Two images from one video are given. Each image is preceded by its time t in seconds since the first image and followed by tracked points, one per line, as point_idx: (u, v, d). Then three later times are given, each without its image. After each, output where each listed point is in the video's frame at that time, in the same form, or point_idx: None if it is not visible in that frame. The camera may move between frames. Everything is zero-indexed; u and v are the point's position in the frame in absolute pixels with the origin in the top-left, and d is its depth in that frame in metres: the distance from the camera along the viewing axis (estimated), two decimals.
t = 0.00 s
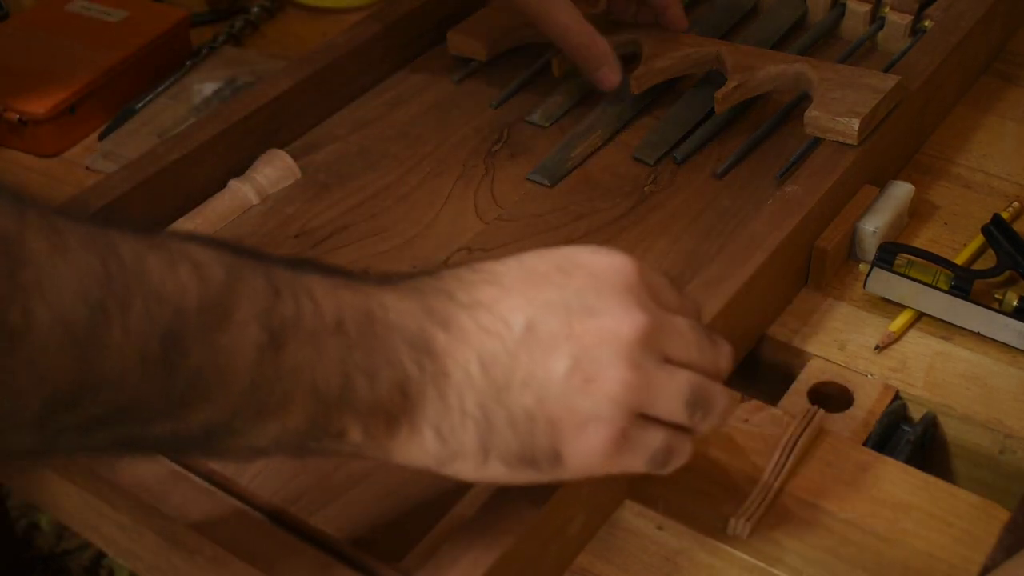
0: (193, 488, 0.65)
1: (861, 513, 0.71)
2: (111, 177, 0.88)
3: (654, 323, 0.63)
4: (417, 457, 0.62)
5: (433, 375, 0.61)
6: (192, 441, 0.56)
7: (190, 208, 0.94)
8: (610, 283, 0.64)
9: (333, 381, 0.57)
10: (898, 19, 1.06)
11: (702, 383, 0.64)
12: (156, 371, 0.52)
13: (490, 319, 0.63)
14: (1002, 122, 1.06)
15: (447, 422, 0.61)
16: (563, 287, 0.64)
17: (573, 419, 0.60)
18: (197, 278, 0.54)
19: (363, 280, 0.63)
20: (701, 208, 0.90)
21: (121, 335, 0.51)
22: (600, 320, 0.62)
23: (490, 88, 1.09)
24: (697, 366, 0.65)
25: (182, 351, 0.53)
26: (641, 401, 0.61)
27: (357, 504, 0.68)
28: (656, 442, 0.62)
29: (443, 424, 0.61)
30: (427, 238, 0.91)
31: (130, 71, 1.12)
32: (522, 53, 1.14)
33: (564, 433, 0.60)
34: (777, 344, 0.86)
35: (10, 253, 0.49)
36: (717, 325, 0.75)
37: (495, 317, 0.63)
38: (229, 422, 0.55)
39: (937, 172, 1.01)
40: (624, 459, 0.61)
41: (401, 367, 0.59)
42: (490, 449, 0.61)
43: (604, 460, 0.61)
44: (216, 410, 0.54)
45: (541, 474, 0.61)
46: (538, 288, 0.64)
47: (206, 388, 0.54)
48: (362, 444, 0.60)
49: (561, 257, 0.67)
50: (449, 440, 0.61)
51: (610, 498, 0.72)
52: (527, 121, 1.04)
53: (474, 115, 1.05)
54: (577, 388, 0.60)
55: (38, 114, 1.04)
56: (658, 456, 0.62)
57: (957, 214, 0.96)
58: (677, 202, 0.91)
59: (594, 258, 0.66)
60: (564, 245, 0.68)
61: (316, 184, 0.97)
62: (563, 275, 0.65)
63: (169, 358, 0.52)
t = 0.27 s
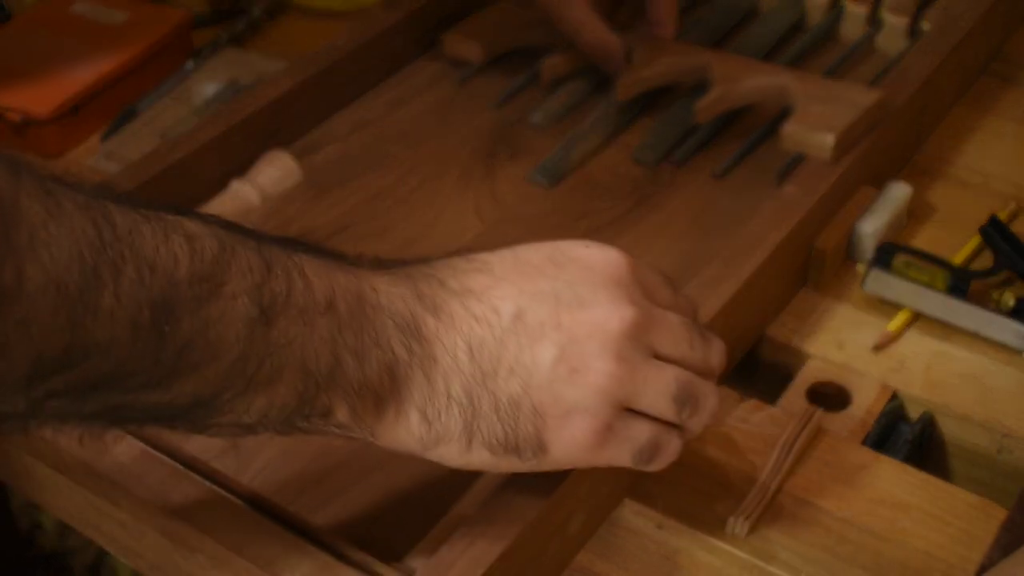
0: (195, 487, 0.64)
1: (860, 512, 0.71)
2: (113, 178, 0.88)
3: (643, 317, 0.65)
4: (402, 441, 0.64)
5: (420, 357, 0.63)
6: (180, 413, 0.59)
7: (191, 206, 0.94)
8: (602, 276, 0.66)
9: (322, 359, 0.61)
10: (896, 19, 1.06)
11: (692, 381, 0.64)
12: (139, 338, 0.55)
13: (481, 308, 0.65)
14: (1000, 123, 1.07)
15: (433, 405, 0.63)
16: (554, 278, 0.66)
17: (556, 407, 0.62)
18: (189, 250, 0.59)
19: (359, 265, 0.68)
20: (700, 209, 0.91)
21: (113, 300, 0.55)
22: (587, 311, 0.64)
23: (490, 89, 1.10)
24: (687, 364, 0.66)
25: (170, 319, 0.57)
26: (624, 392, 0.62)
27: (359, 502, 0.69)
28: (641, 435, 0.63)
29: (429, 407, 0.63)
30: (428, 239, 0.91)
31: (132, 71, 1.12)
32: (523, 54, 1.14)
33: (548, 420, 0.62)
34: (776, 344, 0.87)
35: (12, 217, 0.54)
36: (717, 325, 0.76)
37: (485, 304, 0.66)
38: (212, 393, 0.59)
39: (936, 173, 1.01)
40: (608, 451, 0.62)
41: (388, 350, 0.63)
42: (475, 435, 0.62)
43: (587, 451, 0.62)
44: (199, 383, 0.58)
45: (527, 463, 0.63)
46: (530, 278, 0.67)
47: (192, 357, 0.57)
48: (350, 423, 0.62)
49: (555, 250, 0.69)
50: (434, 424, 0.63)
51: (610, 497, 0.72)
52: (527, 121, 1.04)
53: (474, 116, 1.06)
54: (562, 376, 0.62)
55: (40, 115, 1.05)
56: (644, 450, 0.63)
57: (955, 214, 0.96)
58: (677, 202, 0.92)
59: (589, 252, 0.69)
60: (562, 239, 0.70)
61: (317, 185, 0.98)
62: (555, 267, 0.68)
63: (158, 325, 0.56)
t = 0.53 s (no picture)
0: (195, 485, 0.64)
1: (860, 513, 0.71)
2: (112, 178, 0.88)
3: (590, 285, 0.60)
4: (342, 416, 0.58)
5: (344, 340, 0.57)
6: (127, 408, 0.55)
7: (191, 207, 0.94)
8: (546, 243, 0.62)
9: (249, 338, 0.54)
10: (897, 19, 1.06)
11: (641, 342, 0.60)
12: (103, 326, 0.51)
13: (424, 283, 0.60)
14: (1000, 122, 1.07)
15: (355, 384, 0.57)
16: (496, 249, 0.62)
17: (497, 385, 0.58)
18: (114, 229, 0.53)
19: (282, 239, 0.59)
20: (700, 208, 0.90)
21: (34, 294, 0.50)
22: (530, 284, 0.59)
23: (490, 88, 1.09)
24: (641, 329, 0.61)
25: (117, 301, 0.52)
26: (570, 358, 0.58)
27: (359, 502, 0.69)
28: (589, 400, 0.59)
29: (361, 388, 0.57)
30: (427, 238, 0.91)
31: (131, 71, 1.12)
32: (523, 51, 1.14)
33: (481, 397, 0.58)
34: (776, 344, 0.86)
35: None
36: (717, 325, 0.75)
37: (422, 280, 0.60)
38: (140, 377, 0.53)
39: (937, 173, 1.01)
40: (555, 421, 0.59)
41: (316, 328, 0.56)
42: (410, 413, 0.58)
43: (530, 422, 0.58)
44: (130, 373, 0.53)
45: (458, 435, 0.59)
46: (471, 252, 0.61)
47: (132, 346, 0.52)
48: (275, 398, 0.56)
49: (508, 225, 0.63)
50: (371, 399, 0.57)
51: (610, 497, 0.72)
52: (528, 120, 1.04)
53: (474, 115, 1.06)
54: (501, 350, 0.58)
55: (39, 114, 1.04)
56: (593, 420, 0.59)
57: (956, 214, 0.96)
58: (677, 202, 0.92)
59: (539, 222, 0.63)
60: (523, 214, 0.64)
61: (316, 185, 0.98)
62: (499, 240, 0.62)
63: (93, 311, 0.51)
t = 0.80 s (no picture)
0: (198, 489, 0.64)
1: (860, 513, 0.71)
2: (112, 178, 0.88)
3: (341, 298, 0.58)
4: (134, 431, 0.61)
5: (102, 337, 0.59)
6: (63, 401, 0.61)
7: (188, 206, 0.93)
8: (301, 250, 0.59)
9: None
10: (897, 19, 1.08)
11: (401, 359, 0.58)
12: None
13: (202, 289, 0.60)
14: (1000, 122, 1.07)
15: (160, 406, 0.59)
16: (246, 252, 0.60)
17: (179, 392, 0.58)
18: None
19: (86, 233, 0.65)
20: (700, 209, 0.91)
21: None
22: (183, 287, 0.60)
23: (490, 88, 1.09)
24: (406, 341, 0.59)
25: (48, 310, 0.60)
26: (255, 387, 0.58)
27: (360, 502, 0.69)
28: (340, 414, 0.59)
29: (107, 394, 0.59)
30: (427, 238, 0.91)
31: (131, 71, 1.12)
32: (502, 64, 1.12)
33: (219, 405, 0.58)
34: (776, 344, 0.86)
35: None
36: (717, 325, 0.75)
37: (212, 281, 0.60)
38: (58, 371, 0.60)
39: (937, 173, 1.01)
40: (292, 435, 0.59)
41: (59, 335, 0.60)
42: (149, 417, 0.59)
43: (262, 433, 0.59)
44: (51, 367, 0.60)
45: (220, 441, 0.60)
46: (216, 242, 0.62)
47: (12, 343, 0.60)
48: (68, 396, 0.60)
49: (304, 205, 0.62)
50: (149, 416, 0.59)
51: (610, 497, 0.72)
52: (528, 121, 1.04)
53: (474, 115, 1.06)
54: (220, 362, 0.58)
55: (39, 114, 1.05)
56: (295, 424, 0.59)
57: (956, 214, 0.96)
58: (677, 203, 0.92)
59: (295, 221, 0.61)
60: (295, 201, 0.63)
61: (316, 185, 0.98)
62: (250, 241, 0.61)
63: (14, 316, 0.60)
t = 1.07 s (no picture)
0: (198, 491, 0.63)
1: (860, 513, 0.71)
2: (112, 178, 0.88)
3: (185, 373, 0.54)
4: None
5: None
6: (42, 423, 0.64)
7: (189, 208, 0.93)
8: (151, 320, 0.55)
9: None
10: (897, 20, 1.08)
11: (250, 436, 0.54)
12: None
13: (59, 353, 0.55)
14: (1001, 123, 1.07)
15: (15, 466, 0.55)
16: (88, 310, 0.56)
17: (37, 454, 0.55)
18: None
19: None
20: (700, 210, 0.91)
21: None
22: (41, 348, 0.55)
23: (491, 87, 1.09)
24: (258, 416, 0.55)
25: None
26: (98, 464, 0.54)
27: (360, 503, 0.69)
28: (182, 489, 0.55)
29: None
30: (427, 238, 0.91)
31: (130, 70, 1.12)
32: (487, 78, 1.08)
33: (57, 471, 0.54)
34: (776, 344, 0.86)
35: None
36: (717, 325, 0.75)
37: (52, 343, 0.55)
38: None
39: (936, 173, 1.01)
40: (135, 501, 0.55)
41: None
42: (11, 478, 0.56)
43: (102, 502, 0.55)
44: None
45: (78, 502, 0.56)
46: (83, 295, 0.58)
47: None
48: None
49: (157, 267, 0.58)
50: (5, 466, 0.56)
51: (610, 497, 0.72)
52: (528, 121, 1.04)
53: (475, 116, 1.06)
54: (57, 430, 0.54)
55: (39, 113, 1.05)
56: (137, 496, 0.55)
57: (956, 214, 0.96)
58: (676, 203, 0.92)
59: (154, 282, 0.57)
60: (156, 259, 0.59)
61: (316, 185, 0.98)
62: (97, 299, 0.57)
63: None
